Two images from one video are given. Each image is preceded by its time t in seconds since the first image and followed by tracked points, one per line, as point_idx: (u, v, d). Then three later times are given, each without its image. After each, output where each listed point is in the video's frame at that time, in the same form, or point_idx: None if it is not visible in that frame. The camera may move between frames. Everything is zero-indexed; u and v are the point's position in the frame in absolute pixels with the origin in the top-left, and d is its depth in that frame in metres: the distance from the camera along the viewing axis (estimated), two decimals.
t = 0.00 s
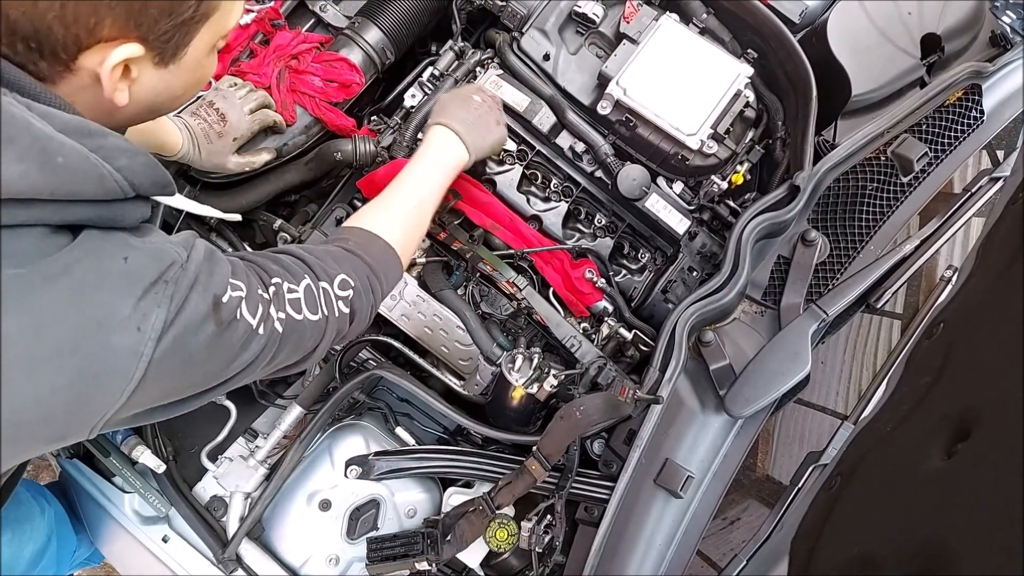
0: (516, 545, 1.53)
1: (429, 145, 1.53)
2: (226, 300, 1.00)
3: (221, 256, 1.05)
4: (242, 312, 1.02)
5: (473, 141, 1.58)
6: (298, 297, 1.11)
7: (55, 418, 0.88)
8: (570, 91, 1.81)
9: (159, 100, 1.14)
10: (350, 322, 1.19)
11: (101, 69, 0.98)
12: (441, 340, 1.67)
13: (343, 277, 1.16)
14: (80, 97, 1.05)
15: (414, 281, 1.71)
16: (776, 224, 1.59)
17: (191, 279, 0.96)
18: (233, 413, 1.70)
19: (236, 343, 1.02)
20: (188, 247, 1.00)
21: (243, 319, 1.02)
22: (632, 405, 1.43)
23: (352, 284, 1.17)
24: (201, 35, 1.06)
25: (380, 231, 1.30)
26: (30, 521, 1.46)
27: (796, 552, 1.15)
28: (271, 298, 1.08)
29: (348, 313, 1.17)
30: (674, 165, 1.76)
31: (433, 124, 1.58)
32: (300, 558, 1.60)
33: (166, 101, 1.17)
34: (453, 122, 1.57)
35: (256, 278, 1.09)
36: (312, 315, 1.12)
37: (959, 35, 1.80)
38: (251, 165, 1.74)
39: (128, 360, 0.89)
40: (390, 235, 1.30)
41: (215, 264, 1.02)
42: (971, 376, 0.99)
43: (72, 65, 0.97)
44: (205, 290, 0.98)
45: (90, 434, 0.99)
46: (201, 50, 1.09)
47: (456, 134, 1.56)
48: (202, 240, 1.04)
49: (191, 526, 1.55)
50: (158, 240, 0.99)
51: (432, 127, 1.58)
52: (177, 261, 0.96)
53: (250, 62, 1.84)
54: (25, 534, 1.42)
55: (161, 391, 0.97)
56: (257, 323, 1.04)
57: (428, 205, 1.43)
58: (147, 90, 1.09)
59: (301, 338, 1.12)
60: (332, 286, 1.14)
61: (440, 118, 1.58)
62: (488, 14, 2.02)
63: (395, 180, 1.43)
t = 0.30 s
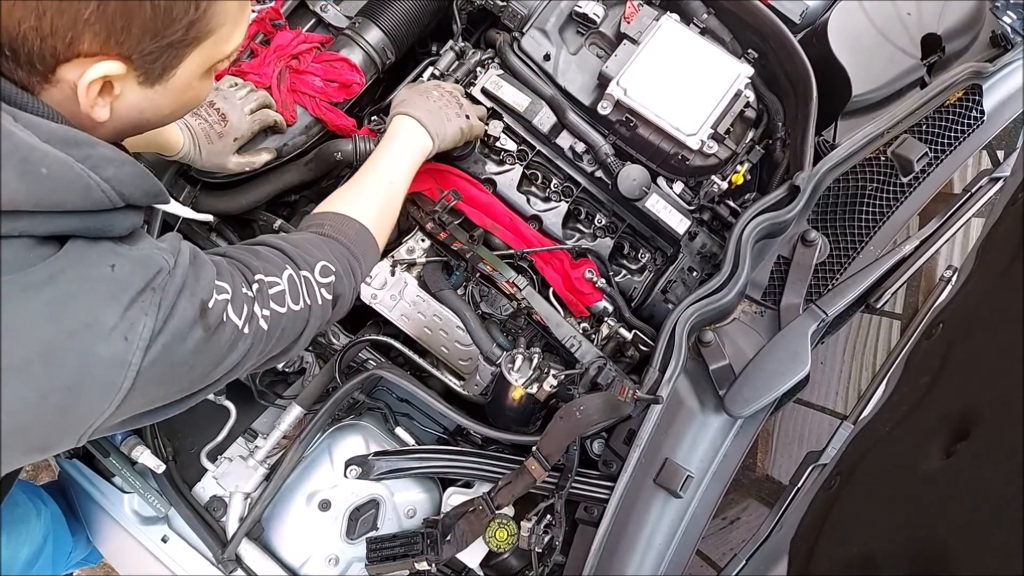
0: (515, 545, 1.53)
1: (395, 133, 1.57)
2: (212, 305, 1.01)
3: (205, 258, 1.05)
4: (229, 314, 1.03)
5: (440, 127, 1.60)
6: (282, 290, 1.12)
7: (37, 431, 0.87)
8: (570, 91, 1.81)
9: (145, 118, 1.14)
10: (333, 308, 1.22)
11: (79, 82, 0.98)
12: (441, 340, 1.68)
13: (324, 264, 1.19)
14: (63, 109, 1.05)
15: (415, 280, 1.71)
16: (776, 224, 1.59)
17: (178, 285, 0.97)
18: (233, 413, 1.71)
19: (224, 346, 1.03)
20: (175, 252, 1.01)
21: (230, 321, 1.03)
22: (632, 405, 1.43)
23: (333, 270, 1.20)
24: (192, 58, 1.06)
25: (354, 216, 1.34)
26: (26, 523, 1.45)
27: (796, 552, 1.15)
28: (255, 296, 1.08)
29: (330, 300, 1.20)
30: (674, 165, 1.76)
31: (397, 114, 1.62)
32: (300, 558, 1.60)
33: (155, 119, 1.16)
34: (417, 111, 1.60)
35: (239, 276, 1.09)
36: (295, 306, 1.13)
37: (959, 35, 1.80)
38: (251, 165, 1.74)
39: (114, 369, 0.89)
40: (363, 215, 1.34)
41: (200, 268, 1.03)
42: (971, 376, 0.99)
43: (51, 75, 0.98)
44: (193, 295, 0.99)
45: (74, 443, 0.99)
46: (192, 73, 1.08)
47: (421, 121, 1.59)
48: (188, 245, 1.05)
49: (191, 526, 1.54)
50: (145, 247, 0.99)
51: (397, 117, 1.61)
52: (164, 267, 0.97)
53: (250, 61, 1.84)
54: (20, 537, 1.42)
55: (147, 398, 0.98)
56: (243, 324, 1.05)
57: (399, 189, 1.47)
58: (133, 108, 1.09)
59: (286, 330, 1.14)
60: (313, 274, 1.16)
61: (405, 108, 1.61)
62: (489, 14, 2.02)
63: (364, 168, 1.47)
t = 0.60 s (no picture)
0: (515, 545, 1.52)
1: (394, 131, 1.58)
2: (202, 302, 1.01)
3: (192, 252, 1.04)
4: (221, 309, 1.03)
5: (438, 129, 1.60)
6: (273, 276, 1.12)
7: (30, 433, 0.89)
8: (569, 90, 1.81)
9: (138, 123, 1.14)
10: (326, 290, 1.23)
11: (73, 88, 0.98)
12: (440, 340, 1.68)
13: (316, 249, 1.19)
14: (57, 113, 1.05)
15: (414, 280, 1.71)
16: (775, 224, 1.59)
17: (167, 286, 0.97)
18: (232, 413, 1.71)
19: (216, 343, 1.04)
20: (164, 252, 0.99)
21: (222, 316, 1.04)
22: (632, 404, 1.44)
23: (326, 253, 1.20)
24: (186, 65, 1.06)
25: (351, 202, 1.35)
26: (23, 523, 1.45)
27: (796, 551, 1.15)
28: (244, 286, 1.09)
29: (323, 283, 1.20)
30: (674, 165, 1.76)
31: (397, 112, 1.63)
32: (299, 558, 1.59)
33: (147, 124, 1.16)
34: (417, 111, 1.61)
35: (228, 267, 1.09)
36: (287, 291, 1.14)
37: (959, 34, 1.80)
38: (251, 165, 1.75)
39: (103, 372, 0.90)
40: (354, 205, 1.35)
41: (188, 264, 1.02)
42: (971, 376, 0.99)
43: (45, 81, 0.98)
44: (180, 294, 0.98)
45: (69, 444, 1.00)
46: (186, 78, 1.09)
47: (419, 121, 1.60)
48: (175, 243, 1.03)
49: (190, 526, 1.54)
50: (136, 249, 0.97)
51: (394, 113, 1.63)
52: (152, 267, 0.96)
53: (250, 61, 1.84)
54: (17, 537, 1.41)
55: (141, 396, 0.99)
56: (235, 316, 1.06)
57: (393, 185, 1.48)
58: (126, 113, 1.09)
59: (278, 317, 1.15)
60: (305, 259, 1.17)
61: (404, 108, 1.62)
62: (488, 14, 2.02)
63: (359, 162, 1.48)
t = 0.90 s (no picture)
0: (515, 545, 1.53)
1: (290, 179, 1.34)
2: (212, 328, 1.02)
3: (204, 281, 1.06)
4: (219, 343, 1.03)
5: (335, 161, 1.42)
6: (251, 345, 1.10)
7: (37, 425, 0.90)
8: (570, 91, 1.82)
9: (153, 98, 1.13)
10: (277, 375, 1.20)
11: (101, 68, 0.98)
12: (441, 340, 1.68)
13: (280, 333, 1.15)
14: (77, 95, 1.03)
15: (415, 280, 1.71)
16: (776, 225, 1.59)
17: (184, 295, 0.99)
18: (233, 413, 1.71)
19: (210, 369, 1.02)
20: (180, 266, 1.03)
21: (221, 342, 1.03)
22: (632, 405, 1.43)
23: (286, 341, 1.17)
24: (199, 30, 1.07)
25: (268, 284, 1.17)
26: (27, 521, 1.45)
27: (796, 551, 1.15)
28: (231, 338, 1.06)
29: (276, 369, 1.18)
30: (675, 165, 1.76)
31: (285, 155, 1.39)
32: (300, 558, 1.59)
33: (160, 98, 1.16)
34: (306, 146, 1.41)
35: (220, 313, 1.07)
36: (249, 367, 1.11)
37: (960, 34, 1.80)
38: (252, 165, 1.75)
39: (116, 371, 0.90)
40: (271, 288, 1.16)
41: (200, 288, 1.04)
42: (971, 376, 0.99)
43: (71, 64, 0.97)
44: (195, 312, 0.99)
45: (70, 447, 1.01)
46: (199, 45, 1.10)
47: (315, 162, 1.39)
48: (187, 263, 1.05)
49: (191, 526, 1.54)
50: (151, 256, 1.00)
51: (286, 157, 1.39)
52: (170, 277, 0.98)
53: (250, 61, 1.84)
54: (21, 535, 1.41)
55: (147, 406, 0.98)
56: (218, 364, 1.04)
57: (309, 235, 1.27)
58: (145, 88, 1.09)
59: (239, 388, 1.12)
60: (269, 340, 1.13)
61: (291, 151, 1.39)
62: (489, 14, 2.02)
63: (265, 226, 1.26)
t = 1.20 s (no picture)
0: (515, 546, 1.52)
1: (219, 206, 1.45)
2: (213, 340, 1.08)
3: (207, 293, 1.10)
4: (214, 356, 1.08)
5: (257, 185, 1.55)
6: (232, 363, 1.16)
7: (46, 428, 0.93)
8: (570, 91, 1.82)
9: (165, 100, 1.19)
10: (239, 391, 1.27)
11: (117, 73, 1.02)
12: (441, 340, 1.68)
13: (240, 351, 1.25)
14: (91, 95, 1.10)
15: (415, 280, 1.71)
16: (776, 225, 1.59)
17: (192, 305, 1.02)
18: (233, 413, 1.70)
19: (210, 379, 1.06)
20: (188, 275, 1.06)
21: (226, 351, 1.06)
22: (632, 405, 1.43)
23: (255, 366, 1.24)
24: (212, 35, 1.11)
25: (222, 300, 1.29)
26: (28, 520, 1.45)
27: (796, 551, 1.15)
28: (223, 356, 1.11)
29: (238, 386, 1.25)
30: (675, 165, 1.76)
31: (210, 183, 1.49)
32: (300, 558, 1.59)
33: (172, 100, 1.21)
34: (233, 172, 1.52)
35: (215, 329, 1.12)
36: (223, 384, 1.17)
37: (961, 34, 1.80)
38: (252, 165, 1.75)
39: (126, 378, 0.94)
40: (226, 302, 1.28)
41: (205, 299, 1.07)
42: (972, 375, 0.99)
43: (88, 68, 1.03)
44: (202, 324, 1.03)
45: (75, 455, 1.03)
46: (212, 50, 1.14)
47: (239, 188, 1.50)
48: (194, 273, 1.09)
49: (191, 526, 1.54)
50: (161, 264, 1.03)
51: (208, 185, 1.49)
52: (180, 286, 1.02)
53: (250, 61, 1.85)
54: (21, 534, 1.41)
55: (151, 411, 1.02)
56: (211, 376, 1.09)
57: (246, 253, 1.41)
58: (157, 91, 1.14)
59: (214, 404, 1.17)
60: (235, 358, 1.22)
61: (217, 179, 1.49)
62: (489, 14, 2.02)
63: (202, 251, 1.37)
